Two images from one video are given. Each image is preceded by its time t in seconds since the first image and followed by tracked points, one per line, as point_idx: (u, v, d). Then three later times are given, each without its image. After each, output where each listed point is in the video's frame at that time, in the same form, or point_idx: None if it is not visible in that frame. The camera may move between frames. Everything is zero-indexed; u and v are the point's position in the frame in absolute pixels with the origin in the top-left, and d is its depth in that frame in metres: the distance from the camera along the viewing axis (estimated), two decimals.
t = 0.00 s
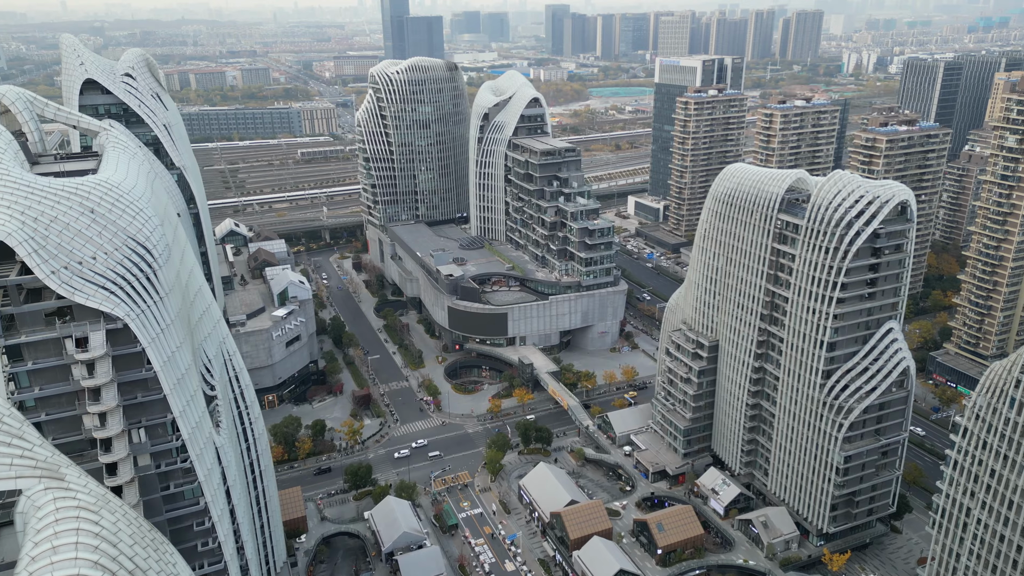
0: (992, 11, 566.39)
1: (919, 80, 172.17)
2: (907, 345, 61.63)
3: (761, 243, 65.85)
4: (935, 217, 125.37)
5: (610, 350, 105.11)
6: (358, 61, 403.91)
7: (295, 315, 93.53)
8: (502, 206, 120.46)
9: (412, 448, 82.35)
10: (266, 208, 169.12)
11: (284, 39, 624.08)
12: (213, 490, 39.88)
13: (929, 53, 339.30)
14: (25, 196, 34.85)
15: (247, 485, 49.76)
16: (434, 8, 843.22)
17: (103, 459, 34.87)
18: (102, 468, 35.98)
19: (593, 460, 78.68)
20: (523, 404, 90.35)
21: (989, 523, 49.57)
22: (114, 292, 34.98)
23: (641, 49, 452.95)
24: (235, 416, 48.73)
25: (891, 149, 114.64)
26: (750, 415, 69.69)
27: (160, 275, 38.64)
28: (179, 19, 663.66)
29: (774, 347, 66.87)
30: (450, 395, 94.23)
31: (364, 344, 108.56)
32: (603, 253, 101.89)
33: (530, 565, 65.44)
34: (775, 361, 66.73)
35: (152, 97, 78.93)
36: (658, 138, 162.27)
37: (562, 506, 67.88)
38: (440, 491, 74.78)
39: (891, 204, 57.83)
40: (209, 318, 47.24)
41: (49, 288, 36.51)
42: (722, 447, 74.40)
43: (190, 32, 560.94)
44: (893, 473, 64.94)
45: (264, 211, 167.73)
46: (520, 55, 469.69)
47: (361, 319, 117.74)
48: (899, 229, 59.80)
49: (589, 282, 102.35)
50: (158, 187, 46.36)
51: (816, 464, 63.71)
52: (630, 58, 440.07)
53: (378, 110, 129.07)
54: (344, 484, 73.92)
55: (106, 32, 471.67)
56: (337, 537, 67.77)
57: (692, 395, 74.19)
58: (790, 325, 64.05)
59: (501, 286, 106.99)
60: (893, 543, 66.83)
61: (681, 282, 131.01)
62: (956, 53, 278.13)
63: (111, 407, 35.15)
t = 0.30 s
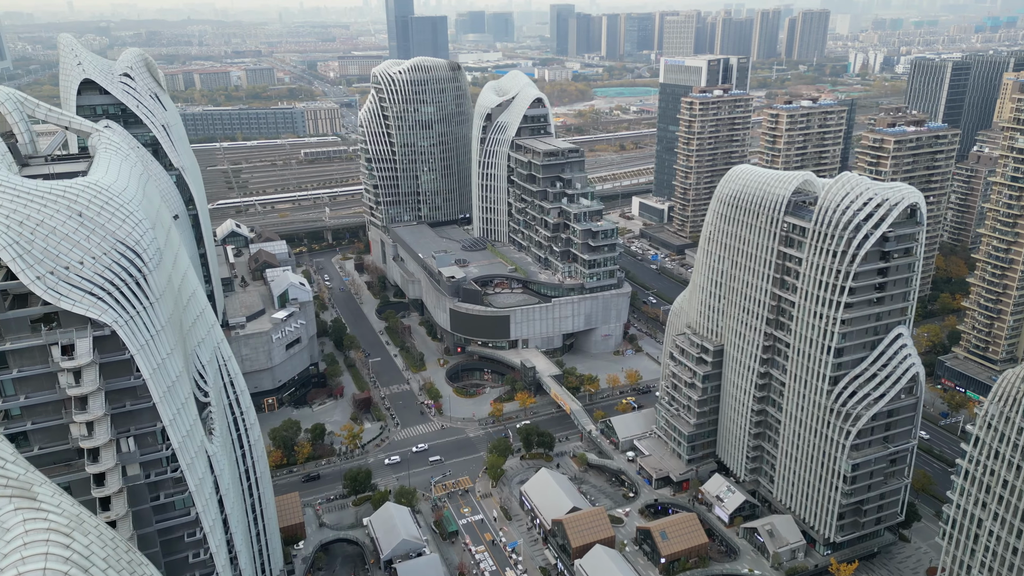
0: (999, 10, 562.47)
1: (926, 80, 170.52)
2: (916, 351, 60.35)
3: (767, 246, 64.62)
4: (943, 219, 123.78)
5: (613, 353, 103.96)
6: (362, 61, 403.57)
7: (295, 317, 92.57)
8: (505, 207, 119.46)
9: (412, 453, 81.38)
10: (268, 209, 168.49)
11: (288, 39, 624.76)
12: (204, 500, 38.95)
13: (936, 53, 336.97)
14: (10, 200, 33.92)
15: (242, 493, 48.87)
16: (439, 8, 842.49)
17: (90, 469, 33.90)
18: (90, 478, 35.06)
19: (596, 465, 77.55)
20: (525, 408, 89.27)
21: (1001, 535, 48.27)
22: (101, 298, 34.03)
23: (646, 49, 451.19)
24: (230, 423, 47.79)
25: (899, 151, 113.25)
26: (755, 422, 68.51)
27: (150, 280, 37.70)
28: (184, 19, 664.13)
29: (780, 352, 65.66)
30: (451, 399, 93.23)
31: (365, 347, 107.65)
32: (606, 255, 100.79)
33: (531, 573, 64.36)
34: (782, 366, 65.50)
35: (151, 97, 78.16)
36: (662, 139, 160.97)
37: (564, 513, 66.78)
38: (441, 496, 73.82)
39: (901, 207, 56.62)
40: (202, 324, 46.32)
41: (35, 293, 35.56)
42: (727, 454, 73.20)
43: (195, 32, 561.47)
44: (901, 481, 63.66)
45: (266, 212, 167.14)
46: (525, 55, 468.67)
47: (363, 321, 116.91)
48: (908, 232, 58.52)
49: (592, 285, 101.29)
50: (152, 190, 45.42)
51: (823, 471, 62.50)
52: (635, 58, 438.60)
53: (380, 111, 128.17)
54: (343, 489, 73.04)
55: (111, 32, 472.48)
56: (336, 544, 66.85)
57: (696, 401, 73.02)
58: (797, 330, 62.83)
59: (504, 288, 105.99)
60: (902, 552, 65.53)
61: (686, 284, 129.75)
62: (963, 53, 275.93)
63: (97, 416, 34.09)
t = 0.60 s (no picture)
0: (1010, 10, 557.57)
1: (936, 80, 168.51)
2: (928, 357, 59.02)
3: (775, 250, 63.34)
4: (954, 221, 122.06)
5: (618, 356, 102.74)
6: (368, 61, 403.19)
7: (297, 319, 91.64)
8: (510, 209, 118.39)
9: (414, 457, 80.42)
10: (272, 210, 167.85)
11: (295, 39, 625.22)
12: (197, 510, 38.04)
13: (945, 53, 334.00)
14: None
15: (238, 500, 48.07)
16: (445, 8, 841.84)
17: (78, 480, 33.07)
18: (78, 488, 34.24)
19: (600, 471, 76.38)
20: (529, 412, 88.20)
21: (1016, 548, 46.90)
22: (90, 304, 33.19)
23: (653, 49, 449.11)
24: (225, 429, 46.92)
25: (909, 152, 111.68)
26: (762, 428, 67.24)
27: (143, 284, 36.83)
28: (192, 19, 665.27)
29: (788, 358, 64.38)
30: (454, 402, 92.23)
31: (368, 349, 106.74)
32: (612, 257, 99.63)
33: None
34: (790, 372, 64.24)
35: (151, 98, 77.41)
36: (669, 139, 159.53)
37: (567, 520, 65.68)
38: (442, 502, 72.87)
39: (912, 211, 55.29)
40: (197, 328, 45.45)
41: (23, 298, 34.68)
42: (734, 461, 71.96)
43: (203, 32, 562.20)
44: (912, 490, 62.28)
45: (270, 212, 166.52)
46: (531, 55, 467.32)
47: (366, 322, 116.04)
48: (920, 236, 57.16)
49: (597, 287, 100.14)
50: (147, 191, 44.55)
51: (832, 480, 61.20)
52: (642, 57, 436.68)
53: (385, 111, 127.27)
54: (344, 494, 72.19)
55: (119, 32, 473.33)
56: (336, 550, 65.94)
57: (702, 407, 71.78)
58: (805, 336, 61.56)
59: (508, 290, 104.97)
60: (912, 563, 64.13)
61: (692, 286, 128.34)
62: (974, 53, 273.33)
63: (86, 425, 33.17)
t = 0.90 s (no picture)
0: None
1: (950, 81, 166.22)
2: (943, 365, 57.55)
3: (786, 254, 61.97)
4: (968, 224, 120.09)
5: (625, 360, 101.48)
6: (378, 61, 403.31)
7: (302, 321, 90.86)
8: (517, 210, 117.33)
9: (418, 462, 79.56)
10: (280, 210, 167.63)
11: (305, 39, 627.17)
12: (192, 519, 37.20)
13: (959, 54, 330.33)
14: None
15: (237, 508, 47.32)
16: (456, 8, 841.61)
17: (69, 489, 32.35)
18: (69, 498, 33.43)
19: (607, 477, 75.20)
20: (535, 416, 87.16)
21: None
22: (82, 309, 32.45)
23: (663, 49, 446.69)
24: (224, 435, 46.14)
25: (924, 154, 109.80)
26: (772, 436, 65.91)
27: (137, 288, 36.03)
28: (203, 19, 668.16)
29: (799, 364, 63.02)
30: (459, 406, 91.28)
31: (374, 351, 105.98)
32: (619, 259, 98.39)
33: None
34: (800, 379, 62.89)
35: (155, 98, 76.91)
36: (679, 140, 158.01)
37: (572, 528, 64.61)
38: (447, 508, 71.93)
39: (928, 214, 53.82)
40: (195, 333, 44.69)
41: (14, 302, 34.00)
42: (743, 468, 70.66)
43: (214, 32, 564.49)
44: (926, 501, 60.82)
45: (278, 213, 166.26)
46: (541, 55, 466.22)
47: (372, 324, 115.35)
48: (936, 241, 55.63)
49: (604, 290, 98.95)
50: (144, 192, 43.74)
51: (844, 489, 59.85)
52: (652, 57, 434.74)
53: (392, 111, 126.52)
54: (347, 499, 71.34)
55: (131, 32, 475.93)
56: (337, 557, 65.06)
57: (711, 413, 70.50)
58: (816, 342, 60.21)
59: (515, 292, 103.97)
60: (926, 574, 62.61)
61: (702, 289, 126.88)
62: (989, 53, 270.15)
63: (76, 434, 32.42)
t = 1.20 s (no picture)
0: None
1: (965, 81, 163.70)
2: (960, 373, 55.97)
3: (798, 258, 60.58)
4: (985, 227, 117.93)
5: (634, 364, 100.19)
6: (388, 61, 403.48)
7: (307, 323, 90.17)
8: (525, 211, 116.30)
9: (423, 466, 78.61)
10: (288, 211, 167.47)
11: (316, 39, 629.10)
12: (188, 528, 36.40)
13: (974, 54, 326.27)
14: None
15: (237, 514, 46.58)
16: (467, 8, 841.35)
17: (59, 499, 31.66)
18: (61, 507, 32.85)
19: (614, 484, 74.02)
20: (541, 421, 86.05)
21: None
22: (73, 314, 31.69)
23: (674, 49, 443.94)
24: (223, 441, 45.39)
25: (939, 155, 107.85)
26: (783, 444, 64.51)
27: (132, 292, 35.23)
28: (215, 19, 671.43)
29: (811, 371, 61.58)
30: (465, 409, 90.32)
31: (380, 353, 105.24)
32: (628, 262, 97.12)
33: None
34: (812, 386, 61.45)
35: (161, 97, 76.38)
36: (689, 141, 156.42)
37: (578, 536, 63.47)
38: (451, 514, 71.00)
39: (946, 219, 52.36)
40: (193, 338, 43.87)
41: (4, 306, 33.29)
42: (753, 476, 69.29)
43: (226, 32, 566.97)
44: (942, 512, 59.23)
45: (287, 213, 166.05)
46: (552, 55, 465.01)
47: (379, 326, 114.66)
48: (953, 246, 54.11)
49: (613, 293, 97.72)
50: (142, 194, 42.96)
51: (856, 500, 58.43)
52: (663, 58, 432.46)
53: (400, 112, 125.79)
54: (351, 504, 70.56)
55: (143, 32, 478.81)
56: (340, 563, 64.30)
57: (720, 420, 69.17)
58: (829, 349, 58.79)
59: (522, 295, 102.89)
60: None
61: (712, 292, 125.32)
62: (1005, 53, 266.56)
63: (67, 442, 31.71)
